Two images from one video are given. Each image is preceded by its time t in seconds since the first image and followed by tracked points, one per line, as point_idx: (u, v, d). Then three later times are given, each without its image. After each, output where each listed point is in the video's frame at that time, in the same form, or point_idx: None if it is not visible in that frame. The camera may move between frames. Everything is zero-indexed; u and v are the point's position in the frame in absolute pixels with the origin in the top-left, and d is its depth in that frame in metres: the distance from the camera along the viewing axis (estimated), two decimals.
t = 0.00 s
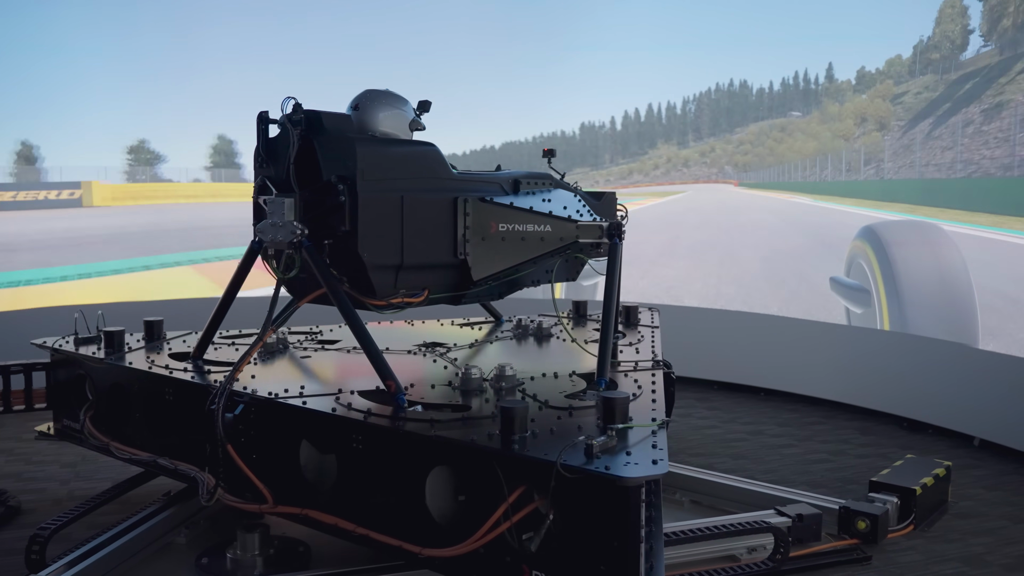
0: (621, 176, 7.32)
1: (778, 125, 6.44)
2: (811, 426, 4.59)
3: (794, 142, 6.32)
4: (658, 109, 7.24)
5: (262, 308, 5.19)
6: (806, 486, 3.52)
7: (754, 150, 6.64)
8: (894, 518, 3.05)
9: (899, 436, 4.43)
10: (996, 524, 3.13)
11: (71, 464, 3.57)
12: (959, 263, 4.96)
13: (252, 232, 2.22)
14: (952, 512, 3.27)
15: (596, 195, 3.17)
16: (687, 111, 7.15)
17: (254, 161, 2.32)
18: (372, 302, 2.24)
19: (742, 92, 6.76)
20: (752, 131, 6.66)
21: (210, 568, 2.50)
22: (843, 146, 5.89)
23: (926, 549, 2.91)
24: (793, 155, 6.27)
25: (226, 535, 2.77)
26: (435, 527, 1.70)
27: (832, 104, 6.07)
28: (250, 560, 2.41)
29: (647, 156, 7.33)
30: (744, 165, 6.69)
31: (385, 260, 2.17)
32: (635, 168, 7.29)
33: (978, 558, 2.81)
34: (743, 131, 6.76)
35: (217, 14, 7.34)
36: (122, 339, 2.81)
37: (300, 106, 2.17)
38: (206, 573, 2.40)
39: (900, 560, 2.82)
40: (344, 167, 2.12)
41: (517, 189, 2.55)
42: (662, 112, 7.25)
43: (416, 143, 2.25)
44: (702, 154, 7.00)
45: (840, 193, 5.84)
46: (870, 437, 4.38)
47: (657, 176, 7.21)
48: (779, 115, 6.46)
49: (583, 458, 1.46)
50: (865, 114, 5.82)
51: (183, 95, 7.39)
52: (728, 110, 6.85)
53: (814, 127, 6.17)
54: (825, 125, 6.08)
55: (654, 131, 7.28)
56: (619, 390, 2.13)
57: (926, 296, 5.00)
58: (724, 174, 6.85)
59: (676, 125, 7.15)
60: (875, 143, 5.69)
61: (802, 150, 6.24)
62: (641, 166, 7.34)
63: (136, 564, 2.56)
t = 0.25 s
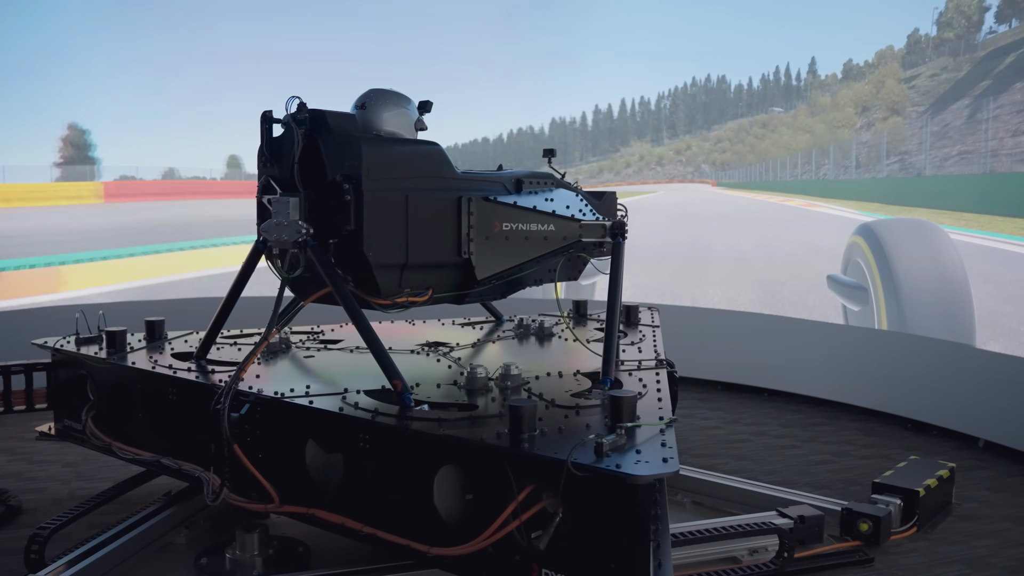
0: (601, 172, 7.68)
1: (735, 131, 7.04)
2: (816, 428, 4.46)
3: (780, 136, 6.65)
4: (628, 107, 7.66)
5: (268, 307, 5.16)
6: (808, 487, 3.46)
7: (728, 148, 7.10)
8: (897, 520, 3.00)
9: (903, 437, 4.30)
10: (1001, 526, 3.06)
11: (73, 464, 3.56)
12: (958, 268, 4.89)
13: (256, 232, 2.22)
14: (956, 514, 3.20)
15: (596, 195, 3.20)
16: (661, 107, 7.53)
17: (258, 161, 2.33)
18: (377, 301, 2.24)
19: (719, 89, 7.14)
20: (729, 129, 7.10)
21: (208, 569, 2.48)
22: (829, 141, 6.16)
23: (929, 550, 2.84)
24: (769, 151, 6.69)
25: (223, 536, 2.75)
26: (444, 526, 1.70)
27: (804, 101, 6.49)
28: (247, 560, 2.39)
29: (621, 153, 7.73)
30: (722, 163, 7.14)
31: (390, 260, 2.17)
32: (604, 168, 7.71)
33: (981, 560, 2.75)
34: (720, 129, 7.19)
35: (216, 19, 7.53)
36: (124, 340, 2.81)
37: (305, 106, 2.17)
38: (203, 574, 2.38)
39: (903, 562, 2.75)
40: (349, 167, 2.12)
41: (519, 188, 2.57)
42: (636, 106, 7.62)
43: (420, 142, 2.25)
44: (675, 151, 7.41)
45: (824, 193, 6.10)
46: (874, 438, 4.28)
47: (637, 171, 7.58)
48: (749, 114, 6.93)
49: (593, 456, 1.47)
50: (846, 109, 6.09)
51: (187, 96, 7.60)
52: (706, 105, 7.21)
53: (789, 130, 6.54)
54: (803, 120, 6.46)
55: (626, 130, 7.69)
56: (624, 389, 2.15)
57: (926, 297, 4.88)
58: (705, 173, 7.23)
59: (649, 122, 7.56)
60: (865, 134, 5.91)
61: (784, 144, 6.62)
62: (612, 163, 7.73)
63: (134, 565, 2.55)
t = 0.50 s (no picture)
0: (592, 167, 7.78)
1: (718, 129, 7.30)
2: (825, 430, 4.35)
3: (778, 127, 6.78)
4: (608, 101, 7.83)
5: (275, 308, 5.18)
6: (817, 490, 3.34)
7: (714, 147, 7.28)
8: (904, 523, 2.87)
9: (912, 440, 4.18)
10: (1012, 529, 2.95)
11: (79, 463, 3.55)
12: (958, 269, 4.87)
13: (265, 232, 2.21)
14: (965, 517, 3.10)
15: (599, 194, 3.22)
16: (644, 101, 7.74)
17: (265, 161, 2.33)
18: (385, 301, 2.25)
19: (708, 81, 7.36)
20: (717, 125, 7.29)
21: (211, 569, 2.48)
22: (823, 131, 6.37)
23: (937, 554, 2.75)
24: (760, 145, 6.91)
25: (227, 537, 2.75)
26: (456, 525, 1.71)
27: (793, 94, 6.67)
28: (251, 561, 2.38)
29: (606, 149, 7.86)
30: (711, 161, 7.31)
31: (398, 259, 2.17)
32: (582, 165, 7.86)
33: (990, 564, 2.66)
34: (706, 126, 7.39)
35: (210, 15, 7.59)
36: (129, 340, 2.80)
37: (313, 106, 2.18)
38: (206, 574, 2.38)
39: (911, 567, 2.65)
40: (358, 166, 2.12)
41: (524, 188, 2.58)
42: (618, 101, 7.79)
43: (427, 142, 2.26)
44: (660, 148, 7.57)
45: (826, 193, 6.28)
46: (883, 440, 4.16)
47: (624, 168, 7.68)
48: (740, 109, 7.17)
49: (607, 455, 1.48)
50: (834, 102, 6.32)
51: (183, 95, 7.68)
52: (693, 98, 7.43)
53: (779, 125, 6.78)
54: (792, 118, 6.65)
55: (609, 128, 7.84)
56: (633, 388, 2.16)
57: (925, 300, 4.87)
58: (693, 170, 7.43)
59: (632, 119, 7.74)
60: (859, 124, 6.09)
61: (784, 136, 6.73)
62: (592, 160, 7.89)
63: (137, 565, 2.53)
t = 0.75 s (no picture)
0: (586, 164, 7.88)
1: (718, 124, 7.32)
2: (834, 430, 4.33)
3: (796, 114, 6.62)
4: (599, 95, 7.87)
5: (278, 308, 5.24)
6: (824, 492, 3.27)
7: (714, 142, 7.31)
8: (913, 526, 2.82)
9: (923, 442, 4.17)
10: (1023, 532, 2.87)
11: (87, 462, 3.56)
12: (960, 274, 4.91)
13: (271, 232, 2.22)
14: (975, 519, 3.02)
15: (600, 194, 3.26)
16: (644, 92, 7.78)
17: (271, 161, 2.33)
18: (392, 300, 2.25)
19: (713, 71, 7.35)
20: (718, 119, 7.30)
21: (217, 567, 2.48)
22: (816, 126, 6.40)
23: (945, 556, 2.68)
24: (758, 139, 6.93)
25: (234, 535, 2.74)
26: (468, 523, 1.72)
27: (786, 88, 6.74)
28: (257, 559, 2.38)
29: (602, 146, 7.91)
30: (715, 158, 7.31)
31: (405, 259, 2.18)
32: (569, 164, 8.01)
33: (999, 567, 2.58)
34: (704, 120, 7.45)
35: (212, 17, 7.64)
36: (132, 340, 2.80)
37: (319, 106, 2.18)
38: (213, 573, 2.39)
39: (919, 569, 2.58)
40: (365, 166, 2.13)
41: (528, 188, 2.60)
42: (613, 95, 7.81)
43: (433, 142, 2.26)
44: (656, 144, 7.65)
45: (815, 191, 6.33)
46: (892, 442, 4.13)
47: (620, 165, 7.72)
48: (748, 100, 7.09)
49: (620, 452, 1.49)
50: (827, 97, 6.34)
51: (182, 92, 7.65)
52: (698, 88, 7.47)
53: (779, 119, 6.77)
54: (788, 116, 6.67)
55: (603, 124, 7.91)
56: (639, 386, 2.17)
57: (929, 305, 4.89)
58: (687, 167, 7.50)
59: (628, 116, 7.78)
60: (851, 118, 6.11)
61: (804, 121, 6.55)
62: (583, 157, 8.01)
63: (142, 565, 2.53)
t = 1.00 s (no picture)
0: (597, 162, 7.92)
1: (748, 112, 7.27)
2: (845, 430, 4.26)
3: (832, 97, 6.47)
4: (608, 84, 7.85)
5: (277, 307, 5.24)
6: (832, 491, 3.20)
7: (738, 135, 7.28)
8: (921, 527, 2.74)
9: (934, 442, 4.12)
10: None
11: (98, 461, 3.54)
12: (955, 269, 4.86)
13: (270, 231, 2.19)
14: (986, 521, 2.95)
15: (594, 193, 3.28)
16: (663, 79, 7.79)
17: (269, 160, 2.30)
18: (393, 300, 2.23)
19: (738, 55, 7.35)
20: (735, 111, 7.39)
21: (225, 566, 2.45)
22: (825, 121, 6.43)
23: (954, 559, 2.62)
24: (777, 130, 6.95)
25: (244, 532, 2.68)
26: (478, 524, 1.72)
27: (800, 75, 6.83)
28: (262, 558, 2.37)
29: (614, 141, 7.99)
30: (742, 150, 7.24)
31: (407, 258, 2.16)
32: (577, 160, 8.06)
33: (1010, 568, 2.53)
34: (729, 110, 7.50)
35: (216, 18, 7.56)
36: (125, 341, 2.76)
37: (318, 103, 2.16)
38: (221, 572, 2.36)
39: (929, 571, 2.52)
40: (365, 165, 2.11)
41: (526, 186, 2.61)
42: (624, 87, 7.88)
43: (433, 140, 2.25)
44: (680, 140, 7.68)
45: (814, 188, 6.51)
46: (903, 442, 4.07)
47: (632, 162, 7.75)
48: (782, 83, 6.99)
49: (634, 452, 1.49)
50: (841, 93, 6.35)
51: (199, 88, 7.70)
52: (717, 72, 7.59)
53: (792, 110, 6.84)
54: (804, 110, 6.71)
55: (615, 117, 8.04)
56: (644, 386, 2.18)
57: (922, 302, 4.90)
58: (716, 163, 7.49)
59: (634, 111, 7.93)
60: (856, 111, 6.11)
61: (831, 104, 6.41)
62: (592, 154, 8.03)
63: (148, 566, 2.45)
